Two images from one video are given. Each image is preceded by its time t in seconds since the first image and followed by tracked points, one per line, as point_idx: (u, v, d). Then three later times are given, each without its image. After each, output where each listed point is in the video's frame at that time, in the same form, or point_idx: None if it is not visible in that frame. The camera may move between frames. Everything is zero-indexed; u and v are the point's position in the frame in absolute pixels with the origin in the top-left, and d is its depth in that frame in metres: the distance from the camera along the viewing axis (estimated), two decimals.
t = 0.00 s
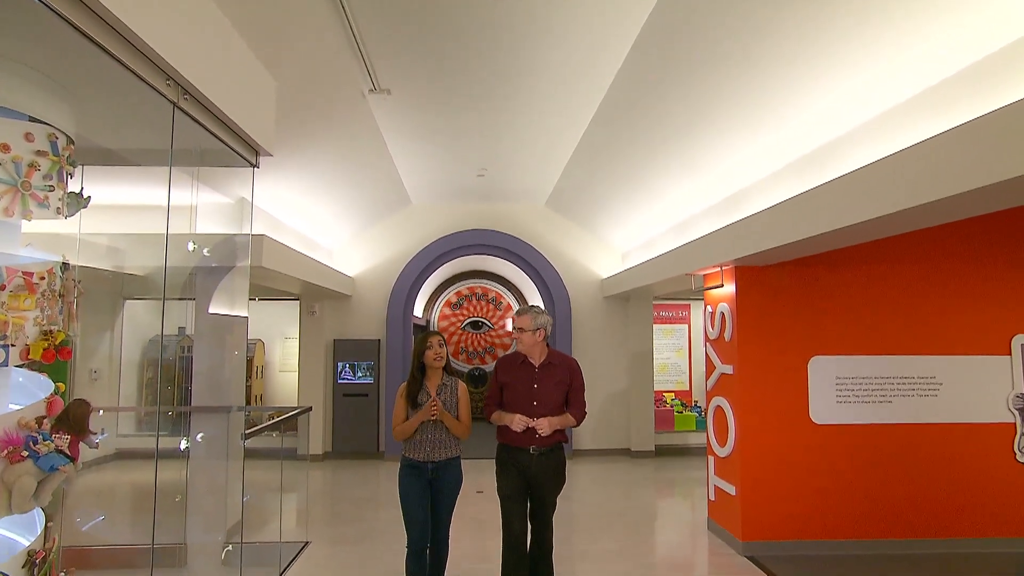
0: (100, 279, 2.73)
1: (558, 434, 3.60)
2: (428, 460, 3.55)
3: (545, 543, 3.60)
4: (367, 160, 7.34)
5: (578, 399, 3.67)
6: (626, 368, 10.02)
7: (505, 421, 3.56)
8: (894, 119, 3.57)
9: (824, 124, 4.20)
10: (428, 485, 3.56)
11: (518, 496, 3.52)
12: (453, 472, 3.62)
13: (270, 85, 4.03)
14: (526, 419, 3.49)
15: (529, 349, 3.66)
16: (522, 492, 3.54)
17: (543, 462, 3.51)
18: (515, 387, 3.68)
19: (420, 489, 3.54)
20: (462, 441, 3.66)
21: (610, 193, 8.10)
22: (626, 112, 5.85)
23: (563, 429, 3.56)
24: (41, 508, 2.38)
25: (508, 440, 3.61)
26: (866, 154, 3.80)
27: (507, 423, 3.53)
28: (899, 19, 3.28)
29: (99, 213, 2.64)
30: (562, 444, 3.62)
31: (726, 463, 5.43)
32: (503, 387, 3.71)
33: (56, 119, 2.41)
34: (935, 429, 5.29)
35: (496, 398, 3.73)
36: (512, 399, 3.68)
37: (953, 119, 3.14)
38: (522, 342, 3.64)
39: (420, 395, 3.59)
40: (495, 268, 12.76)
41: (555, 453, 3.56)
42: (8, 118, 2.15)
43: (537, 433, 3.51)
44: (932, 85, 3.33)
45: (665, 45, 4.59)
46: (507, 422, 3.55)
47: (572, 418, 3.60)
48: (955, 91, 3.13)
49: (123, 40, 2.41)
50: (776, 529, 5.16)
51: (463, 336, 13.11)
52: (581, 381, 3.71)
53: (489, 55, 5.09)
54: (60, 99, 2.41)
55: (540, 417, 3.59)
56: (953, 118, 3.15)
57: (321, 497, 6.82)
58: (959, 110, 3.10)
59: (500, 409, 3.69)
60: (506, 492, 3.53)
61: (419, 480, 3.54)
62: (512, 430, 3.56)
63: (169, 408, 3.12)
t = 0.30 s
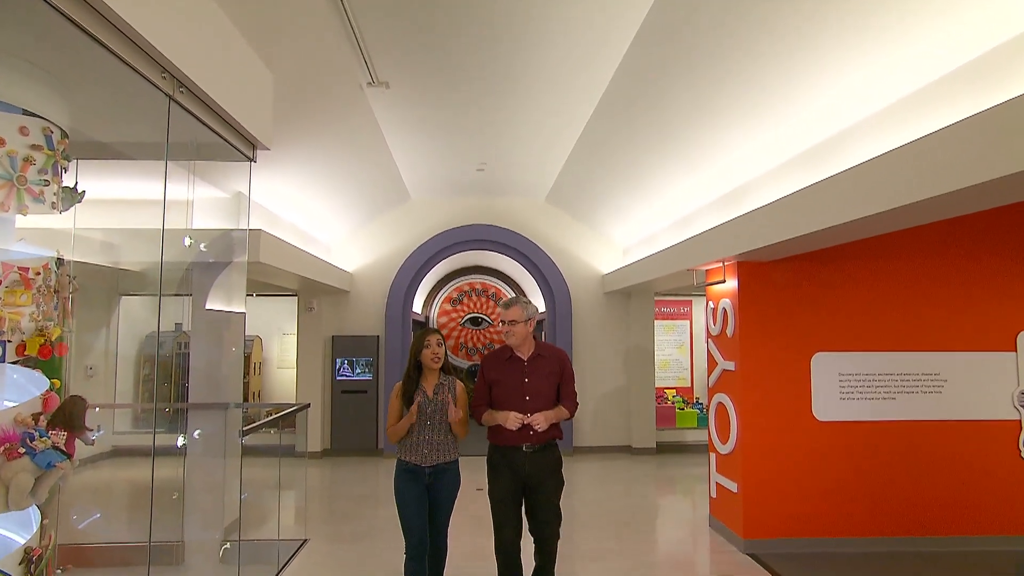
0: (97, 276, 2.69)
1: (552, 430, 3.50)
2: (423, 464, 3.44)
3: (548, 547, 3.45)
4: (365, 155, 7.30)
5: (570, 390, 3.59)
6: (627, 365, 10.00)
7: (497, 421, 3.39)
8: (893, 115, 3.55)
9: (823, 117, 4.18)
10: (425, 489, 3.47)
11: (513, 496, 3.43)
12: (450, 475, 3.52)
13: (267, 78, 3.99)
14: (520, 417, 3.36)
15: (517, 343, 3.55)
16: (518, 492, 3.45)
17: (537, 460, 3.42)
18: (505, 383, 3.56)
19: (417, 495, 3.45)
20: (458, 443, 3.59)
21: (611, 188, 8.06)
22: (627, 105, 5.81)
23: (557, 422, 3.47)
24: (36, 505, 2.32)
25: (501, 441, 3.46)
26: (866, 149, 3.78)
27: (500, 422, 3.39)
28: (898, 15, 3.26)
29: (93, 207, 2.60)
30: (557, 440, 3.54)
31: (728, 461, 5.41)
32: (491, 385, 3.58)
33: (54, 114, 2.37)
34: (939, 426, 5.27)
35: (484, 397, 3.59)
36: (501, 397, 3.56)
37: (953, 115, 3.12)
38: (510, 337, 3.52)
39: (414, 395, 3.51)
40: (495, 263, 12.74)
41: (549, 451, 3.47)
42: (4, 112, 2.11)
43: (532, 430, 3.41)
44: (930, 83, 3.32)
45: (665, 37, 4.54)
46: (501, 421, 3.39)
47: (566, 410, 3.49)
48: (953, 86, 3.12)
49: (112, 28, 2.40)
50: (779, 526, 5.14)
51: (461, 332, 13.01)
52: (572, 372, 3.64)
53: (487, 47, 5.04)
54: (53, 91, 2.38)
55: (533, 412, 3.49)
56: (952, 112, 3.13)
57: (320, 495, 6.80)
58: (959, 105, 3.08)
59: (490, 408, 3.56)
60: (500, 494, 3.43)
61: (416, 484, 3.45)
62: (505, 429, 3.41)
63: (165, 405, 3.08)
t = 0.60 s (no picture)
0: (95, 273, 2.63)
1: (551, 427, 3.44)
2: (416, 464, 3.31)
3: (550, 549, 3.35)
4: (362, 149, 7.26)
5: (566, 385, 3.54)
6: (629, 361, 9.99)
7: (496, 421, 3.32)
8: (909, 103, 3.53)
9: (845, 101, 4.05)
10: (418, 492, 3.33)
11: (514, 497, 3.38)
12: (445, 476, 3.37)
13: (264, 69, 3.95)
14: (518, 415, 3.28)
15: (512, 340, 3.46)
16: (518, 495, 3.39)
17: (536, 459, 3.36)
18: (500, 381, 3.48)
19: (410, 499, 3.31)
20: (453, 443, 3.43)
21: (612, 183, 8.03)
22: (628, 97, 5.74)
23: (556, 418, 3.40)
24: (32, 503, 2.31)
25: (499, 441, 3.39)
26: (882, 137, 3.74)
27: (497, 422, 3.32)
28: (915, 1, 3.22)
29: (88, 200, 2.53)
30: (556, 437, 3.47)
31: (730, 458, 5.39)
32: (485, 384, 3.50)
33: (45, 104, 2.32)
34: (943, 423, 5.24)
35: (478, 396, 3.51)
36: (497, 395, 3.48)
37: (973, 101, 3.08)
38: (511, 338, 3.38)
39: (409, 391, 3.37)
40: (494, 259, 12.71)
41: (548, 449, 3.40)
42: None
43: (529, 427, 3.35)
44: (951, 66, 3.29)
45: (666, 27, 4.50)
46: (497, 420, 3.32)
47: (563, 405, 3.43)
48: (975, 72, 3.08)
49: (100, 15, 2.38)
50: (781, 524, 5.13)
51: (461, 328, 12.96)
52: (567, 366, 3.58)
53: (486, 38, 4.97)
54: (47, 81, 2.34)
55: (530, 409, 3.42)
56: (972, 100, 3.09)
57: (318, 492, 6.79)
58: (980, 91, 3.05)
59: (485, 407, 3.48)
60: (499, 498, 3.38)
61: (407, 487, 3.31)
62: (504, 428, 3.34)
63: (161, 403, 3.07)
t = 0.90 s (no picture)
0: (88, 267, 2.63)
1: (555, 430, 3.37)
2: (410, 465, 3.24)
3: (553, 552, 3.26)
4: (360, 144, 7.20)
5: (573, 385, 3.46)
6: (631, 358, 9.98)
7: (498, 422, 3.27)
8: (908, 101, 3.49)
9: (844, 98, 4.00)
10: (412, 493, 3.27)
11: (515, 501, 3.33)
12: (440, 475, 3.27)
13: (262, 65, 3.91)
14: (521, 417, 3.22)
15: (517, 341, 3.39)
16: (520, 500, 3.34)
17: (537, 463, 3.31)
18: (503, 381, 3.44)
19: (404, 500, 3.26)
20: (448, 442, 3.35)
21: (613, 178, 7.99)
22: (628, 91, 5.69)
23: (562, 421, 3.32)
24: (27, 501, 2.26)
25: (502, 444, 3.34)
26: (881, 136, 3.69)
27: (499, 424, 3.27)
28: None
29: (82, 195, 2.53)
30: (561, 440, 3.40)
31: (731, 455, 5.37)
32: (488, 384, 3.46)
33: (38, 98, 2.28)
34: (946, 420, 5.22)
35: (480, 396, 3.47)
36: (500, 396, 3.44)
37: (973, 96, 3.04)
38: (516, 337, 3.30)
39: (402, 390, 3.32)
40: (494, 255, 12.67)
41: (551, 452, 3.34)
42: None
43: (531, 430, 3.30)
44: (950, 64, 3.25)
45: (668, 21, 4.45)
46: (499, 422, 3.27)
47: (569, 407, 3.35)
48: (976, 68, 3.04)
49: (103, 14, 2.31)
50: (783, 522, 5.11)
51: (461, 325, 12.92)
52: (574, 366, 3.50)
53: (484, 31, 4.92)
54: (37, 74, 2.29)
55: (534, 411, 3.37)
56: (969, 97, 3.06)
57: (317, 490, 6.76)
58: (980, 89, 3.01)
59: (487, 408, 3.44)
60: (500, 502, 3.32)
61: (401, 488, 3.26)
62: (506, 430, 3.29)
63: (157, 400, 3.03)
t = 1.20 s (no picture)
0: (83, 262, 2.58)
1: (569, 435, 3.20)
2: (405, 467, 3.20)
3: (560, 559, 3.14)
4: (357, 140, 7.16)
5: (590, 388, 3.26)
6: (631, 354, 9.96)
7: (506, 423, 3.14)
8: (903, 98, 3.47)
9: (841, 95, 3.99)
10: (408, 493, 3.24)
11: (524, 505, 3.20)
12: (437, 476, 3.22)
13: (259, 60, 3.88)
14: (530, 420, 3.06)
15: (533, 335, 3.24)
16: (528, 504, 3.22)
17: (547, 468, 3.16)
18: (515, 379, 3.29)
19: (400, 499, 3.24)
20: (445, 442, 3.29)
21: (614, 174, 7.96)
22: (627, 86, 5.66)
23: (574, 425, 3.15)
24: (21, 499, 2.24)
25: (511, 446, 3.22)
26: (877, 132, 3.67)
27: (507, 425, 3.14)
28: None
29: (75, 189, 2.49)
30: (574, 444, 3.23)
31: (733, 452, 5.35)
32: (499, 382, 3.33)
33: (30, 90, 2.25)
34: (949, 417, 5.20)
35: (491, 394, 3.35)
36: (510, 395, 3.29)
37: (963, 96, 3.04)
38: (530, 326, 3.19)
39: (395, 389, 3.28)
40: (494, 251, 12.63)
41: (563, 457, 3.18)
42: None
43: (541, 434, 3.15)
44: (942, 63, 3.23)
45: (667, 16, 4.42)
46: (507, 423, 3.14)
47: (585, 412, 3.16)
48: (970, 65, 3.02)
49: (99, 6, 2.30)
50: (784, 519, 5.10)
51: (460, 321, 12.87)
52: (592, 367, 3.30)
53: (482, 25, 4.89)
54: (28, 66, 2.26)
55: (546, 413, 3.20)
56: (964, 94, 3.05)
57: (315, 488, 6.75)
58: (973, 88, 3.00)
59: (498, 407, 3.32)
60: (508, 506, 3.20)
61: (397, 488, 3.23)
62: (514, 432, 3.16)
63: (153, 396, 2.98)
